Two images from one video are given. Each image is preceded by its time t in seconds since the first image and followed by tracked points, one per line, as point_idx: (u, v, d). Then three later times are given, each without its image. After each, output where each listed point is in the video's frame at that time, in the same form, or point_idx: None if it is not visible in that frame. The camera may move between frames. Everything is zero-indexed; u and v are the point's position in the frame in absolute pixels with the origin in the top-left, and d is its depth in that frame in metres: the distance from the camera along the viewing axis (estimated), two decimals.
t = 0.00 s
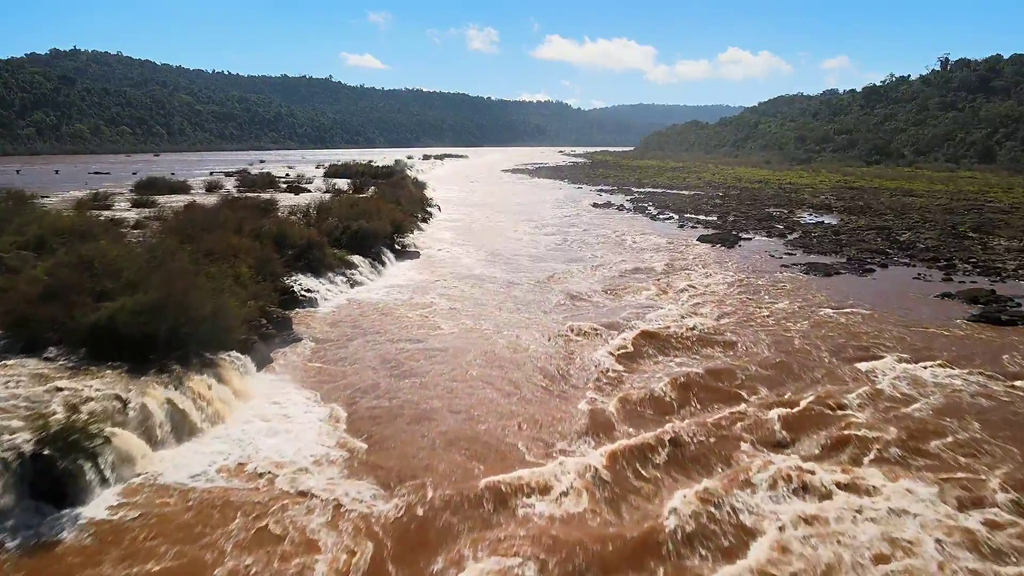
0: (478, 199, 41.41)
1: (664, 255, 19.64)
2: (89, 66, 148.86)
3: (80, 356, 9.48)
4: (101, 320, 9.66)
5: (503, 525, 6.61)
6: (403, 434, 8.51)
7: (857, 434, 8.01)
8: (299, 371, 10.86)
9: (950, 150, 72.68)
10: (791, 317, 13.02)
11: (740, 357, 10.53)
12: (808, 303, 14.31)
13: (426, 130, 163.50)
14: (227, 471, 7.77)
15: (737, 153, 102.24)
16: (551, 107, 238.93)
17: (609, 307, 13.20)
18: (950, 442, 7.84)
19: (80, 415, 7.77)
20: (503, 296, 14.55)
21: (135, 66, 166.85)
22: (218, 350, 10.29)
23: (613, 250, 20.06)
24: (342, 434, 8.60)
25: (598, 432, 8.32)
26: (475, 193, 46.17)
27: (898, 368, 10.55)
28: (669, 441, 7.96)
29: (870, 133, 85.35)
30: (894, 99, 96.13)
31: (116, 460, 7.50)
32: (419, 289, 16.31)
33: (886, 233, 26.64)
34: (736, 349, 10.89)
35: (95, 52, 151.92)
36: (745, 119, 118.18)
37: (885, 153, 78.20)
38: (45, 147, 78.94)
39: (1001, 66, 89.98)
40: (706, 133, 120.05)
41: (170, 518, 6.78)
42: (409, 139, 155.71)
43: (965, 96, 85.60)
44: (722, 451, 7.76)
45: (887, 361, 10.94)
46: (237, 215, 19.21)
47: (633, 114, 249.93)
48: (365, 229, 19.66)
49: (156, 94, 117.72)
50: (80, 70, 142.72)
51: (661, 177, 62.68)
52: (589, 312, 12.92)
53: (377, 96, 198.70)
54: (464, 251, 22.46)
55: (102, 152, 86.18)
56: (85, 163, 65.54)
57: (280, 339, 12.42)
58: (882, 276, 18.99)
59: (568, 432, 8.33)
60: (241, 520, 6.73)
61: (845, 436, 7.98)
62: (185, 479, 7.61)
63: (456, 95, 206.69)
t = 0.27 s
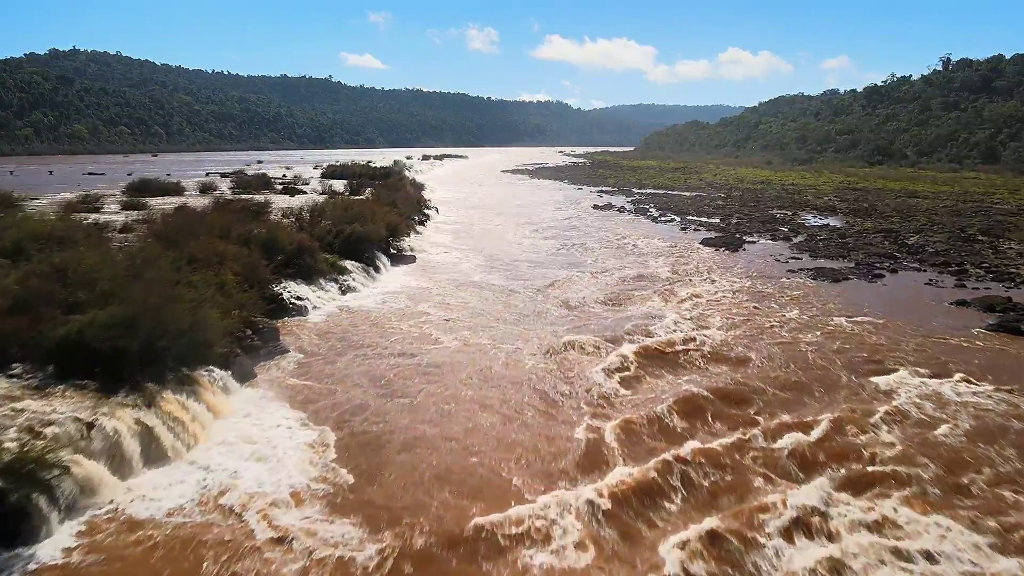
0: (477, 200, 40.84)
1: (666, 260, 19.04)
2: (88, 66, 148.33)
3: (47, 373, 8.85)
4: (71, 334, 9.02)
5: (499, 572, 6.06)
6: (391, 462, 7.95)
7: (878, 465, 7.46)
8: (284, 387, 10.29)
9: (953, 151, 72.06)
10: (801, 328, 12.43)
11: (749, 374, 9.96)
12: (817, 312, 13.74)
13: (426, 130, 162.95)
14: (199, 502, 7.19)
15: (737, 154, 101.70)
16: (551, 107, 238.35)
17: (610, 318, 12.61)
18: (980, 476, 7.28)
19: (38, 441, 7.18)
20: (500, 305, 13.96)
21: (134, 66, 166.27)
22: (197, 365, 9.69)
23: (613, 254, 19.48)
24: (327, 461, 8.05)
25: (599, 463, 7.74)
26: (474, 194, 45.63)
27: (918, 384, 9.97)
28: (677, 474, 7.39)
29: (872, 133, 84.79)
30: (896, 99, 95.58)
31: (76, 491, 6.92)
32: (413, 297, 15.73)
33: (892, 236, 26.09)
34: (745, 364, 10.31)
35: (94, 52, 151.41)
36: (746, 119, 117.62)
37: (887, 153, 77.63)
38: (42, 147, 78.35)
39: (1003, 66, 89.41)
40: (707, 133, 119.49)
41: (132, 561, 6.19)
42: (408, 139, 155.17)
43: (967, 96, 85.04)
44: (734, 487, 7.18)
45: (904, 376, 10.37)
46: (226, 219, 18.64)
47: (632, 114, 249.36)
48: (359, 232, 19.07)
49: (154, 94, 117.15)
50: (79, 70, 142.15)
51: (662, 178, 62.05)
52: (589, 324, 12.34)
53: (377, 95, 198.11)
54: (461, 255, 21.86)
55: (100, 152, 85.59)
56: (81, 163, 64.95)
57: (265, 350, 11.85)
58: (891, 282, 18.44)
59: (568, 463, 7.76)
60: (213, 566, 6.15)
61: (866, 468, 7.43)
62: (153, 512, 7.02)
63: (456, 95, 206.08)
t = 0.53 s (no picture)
0: (476, 202, 40.26)
1: (670, 265, 18.44)
2: (88, 66, 147.80)
3: (9, 391, 8.14)
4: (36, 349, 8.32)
5: None
6: (378, 497, 7.36)
7: (908, 506, 6.84)
8: (267, 405, 9.71)
9: (956, 151, 71.45)
10: (813, 339, 11.85)
11: (760, 394, 9.37)
12: (828, 321, 13.15)
13: (426, 130, 162.40)
14: (164, 543, 6.56)
15: (739, 154, 101.12)
16: (551, 107, 237.76)
17: (613, 330, 12.03)
18: (1019, 516, 6.69)
19: None
20: (497, 314, 13.38)
21: (134, 66, 165.72)
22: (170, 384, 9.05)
23: (615, 259, 18.89)
24: (309, 495, 7.45)
25: (601, 502, 7.12)
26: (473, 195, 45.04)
27: (940, 403, 9.40)
28: (688, 517, 6.76)
29: (874, 133, 84.21)
30: (897, 99, 95.04)
31: (25, 529, 6.28)
32: (407, 305, 15.16)
33: (900, 239, 25.49)
34: (756, 383, 9.71)
35: (93, 52, 150.81)
36: (747, 119, 117.04)
37: (890, 154, 77.05)
38: (40, 148, 77.77)
39: (1006, 66, 88.83)
40: (708, 133, 118.92)
41: None
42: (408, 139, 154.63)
43: (970, 96, 84.44)
44: (752, 532, 6.54)
45: (924, 394, 9.79)
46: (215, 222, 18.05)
47: (633, 114, 248.79)
48: (352, 236, 18.48)
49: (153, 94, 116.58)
50: (78, 70, 141.61)
51: (663, 179, 61.44)
52: (590, 337, 11.75)
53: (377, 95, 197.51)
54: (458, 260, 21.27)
55: (98, 152, 85.02)
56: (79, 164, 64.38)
57: (250, 366, 11.27)
58: (903, 287, 17.85)
59: (569, 500, 7.18)
60: None
61: (895, 509, 6.81)
62: (112, 554, 6.39)
63: (456, 95, 205.49)
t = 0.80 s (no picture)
0: (474, 203, 39.73)
1: (673, 270, 17.86)
2: (88, 66, 147.32)
3: None
4: None
5: None
6: (362, 536, 6.76)
7: (947, 557, 6.18)
8: (247, 425, 9.12)
9: (960, 152, 70.90)
10: (826, 352, 11.26)
11: (773, 417, 8.76)
12: (840, 331, 12.56)
13: (425, 130, 161.94)
14: None
15: (740, 154, 100.63)
16: (551, 108, 237.25)
17: (615, 343, 11.44)
18: None
19: None
20: (494, 324, 12.80)
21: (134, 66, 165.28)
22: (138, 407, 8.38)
23: (617, 265, 18.31)
24: (287, 534, 6.84)
25: (604, 549, 6.47)
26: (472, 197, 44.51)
27: (964, 422, 8.81)
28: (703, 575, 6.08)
29: (876, 134, 83.70)
30: (898, 99, 94.57)
31: None
32: (401, 313, 14.58)
33: (908, 242, 24.93)
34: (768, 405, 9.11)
35: (93, 53, 150.23)
36: (748, 120, 116.56)
37: (892, 154, 76.53)
38: (39, 148, 77.23)
39: (1008, 66, 88.34)
40: (709, 134, 118.43)
41: None
42: (408, 140, 154.15)
43: (973, 96, 83.95)
44: None
45: (947, 411, 9.21)
46: (203, 227, 17.44)
47: (632, 115, 248.80)
48: (345, 241, 17.91)
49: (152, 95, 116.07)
50: (78, 70, 141.17)
51: (664, 180, 60.88)
52: (591, 351, 11.17)
53: (377, 96, 197.07)
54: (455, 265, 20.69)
55: (97, 153, 84.47)
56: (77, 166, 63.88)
57: (233, 382, 10.70)
58: (915, 294, 17.26)
59: (570, 542, 6.59)
60: None
61: (934, 561, 6.14)
62: None
63: (456, 95, 204.94)
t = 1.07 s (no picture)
0: (473, 205, 39.16)
1: (677, 276, 17.25)
2: (87, 65, 146.70)
3: None
4: None
5: None
6: None
7: None
8: (224, 450, 8.50)
9: (963, 152, 70.33)
10: (840, 366, 10.66)
11: (788, 444, 8.16)
12: (853, 343, 11.97)
13: (425, 130, 161.35)
14: None
15: (741, 154, 100.07)
16: (551, 108, 236.65)
17: (618, 358, 10.85)
18: None
19: None
20: (490, 336, 12.21)
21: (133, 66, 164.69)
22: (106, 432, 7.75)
23: (618, 270, 17.71)
24: None
25: None
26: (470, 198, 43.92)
27: (991, 445, 8.24)
28: None
29: (878, 134, 83.13)
30: (900, 99, 94.00)
31: None
32: (393, 323, 13.99)
33: (916, 245, 24.37)
34: (782, 429, 8.49)
35: (92, 53, 149.64)
36: (749, 120, 115.98)
37: (894, 155, 75.97)
38: (36, 148, 76.59)
39: (1010, 65, 87.74)
40: (709, 134, 117.84)
41: None
42: (408, 140, 153.61)
43: (975, 96, 83.37)
44: None
45: (971, 430, 8.64)
46: (189, 231, 16.85)
47: (632, 115, 248.23)
48: (337, 246, 17.32)
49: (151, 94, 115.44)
50: (77, 70, 140.57)
51: (665, 181, 60.27)
52: (593, 367, 10.58)
53: (376, 95, 196.41)
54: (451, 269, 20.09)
55: (94, 154, 83.84)
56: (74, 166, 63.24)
57: (213, 399, 10.10)
58: (927, 300, 16.70)
59: None
60: None
61: None
62: None
63: (456, 96, 204.38)
